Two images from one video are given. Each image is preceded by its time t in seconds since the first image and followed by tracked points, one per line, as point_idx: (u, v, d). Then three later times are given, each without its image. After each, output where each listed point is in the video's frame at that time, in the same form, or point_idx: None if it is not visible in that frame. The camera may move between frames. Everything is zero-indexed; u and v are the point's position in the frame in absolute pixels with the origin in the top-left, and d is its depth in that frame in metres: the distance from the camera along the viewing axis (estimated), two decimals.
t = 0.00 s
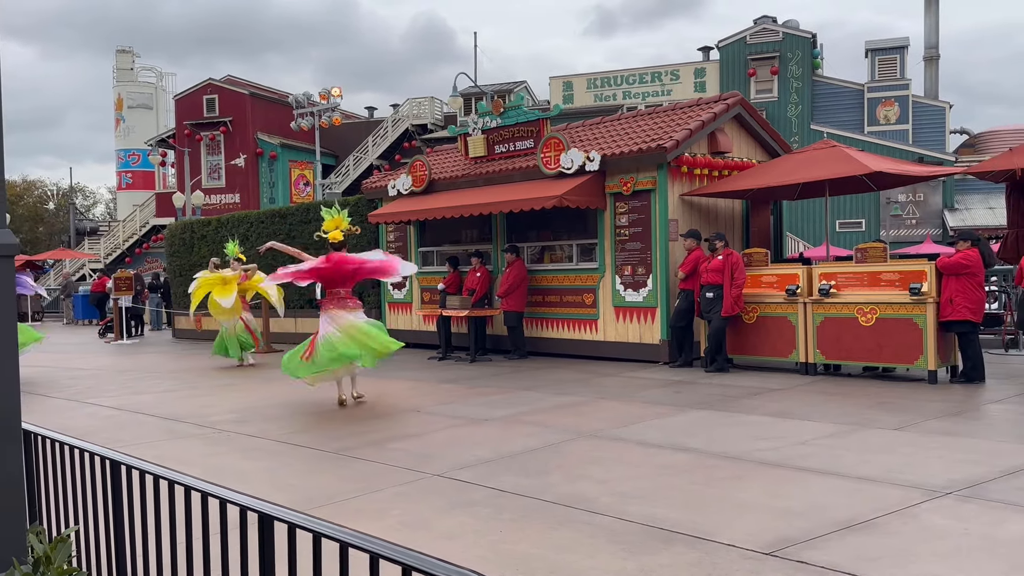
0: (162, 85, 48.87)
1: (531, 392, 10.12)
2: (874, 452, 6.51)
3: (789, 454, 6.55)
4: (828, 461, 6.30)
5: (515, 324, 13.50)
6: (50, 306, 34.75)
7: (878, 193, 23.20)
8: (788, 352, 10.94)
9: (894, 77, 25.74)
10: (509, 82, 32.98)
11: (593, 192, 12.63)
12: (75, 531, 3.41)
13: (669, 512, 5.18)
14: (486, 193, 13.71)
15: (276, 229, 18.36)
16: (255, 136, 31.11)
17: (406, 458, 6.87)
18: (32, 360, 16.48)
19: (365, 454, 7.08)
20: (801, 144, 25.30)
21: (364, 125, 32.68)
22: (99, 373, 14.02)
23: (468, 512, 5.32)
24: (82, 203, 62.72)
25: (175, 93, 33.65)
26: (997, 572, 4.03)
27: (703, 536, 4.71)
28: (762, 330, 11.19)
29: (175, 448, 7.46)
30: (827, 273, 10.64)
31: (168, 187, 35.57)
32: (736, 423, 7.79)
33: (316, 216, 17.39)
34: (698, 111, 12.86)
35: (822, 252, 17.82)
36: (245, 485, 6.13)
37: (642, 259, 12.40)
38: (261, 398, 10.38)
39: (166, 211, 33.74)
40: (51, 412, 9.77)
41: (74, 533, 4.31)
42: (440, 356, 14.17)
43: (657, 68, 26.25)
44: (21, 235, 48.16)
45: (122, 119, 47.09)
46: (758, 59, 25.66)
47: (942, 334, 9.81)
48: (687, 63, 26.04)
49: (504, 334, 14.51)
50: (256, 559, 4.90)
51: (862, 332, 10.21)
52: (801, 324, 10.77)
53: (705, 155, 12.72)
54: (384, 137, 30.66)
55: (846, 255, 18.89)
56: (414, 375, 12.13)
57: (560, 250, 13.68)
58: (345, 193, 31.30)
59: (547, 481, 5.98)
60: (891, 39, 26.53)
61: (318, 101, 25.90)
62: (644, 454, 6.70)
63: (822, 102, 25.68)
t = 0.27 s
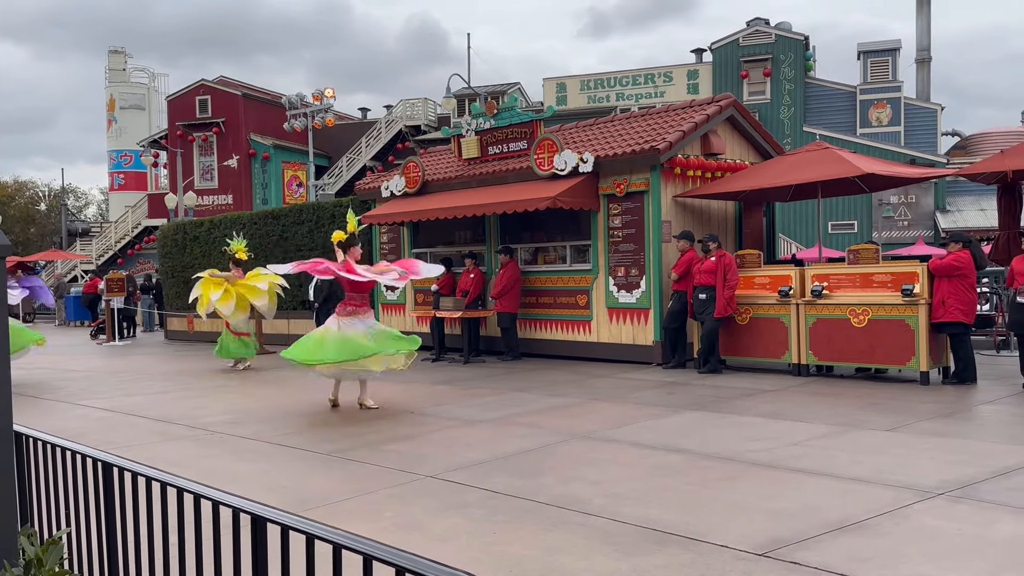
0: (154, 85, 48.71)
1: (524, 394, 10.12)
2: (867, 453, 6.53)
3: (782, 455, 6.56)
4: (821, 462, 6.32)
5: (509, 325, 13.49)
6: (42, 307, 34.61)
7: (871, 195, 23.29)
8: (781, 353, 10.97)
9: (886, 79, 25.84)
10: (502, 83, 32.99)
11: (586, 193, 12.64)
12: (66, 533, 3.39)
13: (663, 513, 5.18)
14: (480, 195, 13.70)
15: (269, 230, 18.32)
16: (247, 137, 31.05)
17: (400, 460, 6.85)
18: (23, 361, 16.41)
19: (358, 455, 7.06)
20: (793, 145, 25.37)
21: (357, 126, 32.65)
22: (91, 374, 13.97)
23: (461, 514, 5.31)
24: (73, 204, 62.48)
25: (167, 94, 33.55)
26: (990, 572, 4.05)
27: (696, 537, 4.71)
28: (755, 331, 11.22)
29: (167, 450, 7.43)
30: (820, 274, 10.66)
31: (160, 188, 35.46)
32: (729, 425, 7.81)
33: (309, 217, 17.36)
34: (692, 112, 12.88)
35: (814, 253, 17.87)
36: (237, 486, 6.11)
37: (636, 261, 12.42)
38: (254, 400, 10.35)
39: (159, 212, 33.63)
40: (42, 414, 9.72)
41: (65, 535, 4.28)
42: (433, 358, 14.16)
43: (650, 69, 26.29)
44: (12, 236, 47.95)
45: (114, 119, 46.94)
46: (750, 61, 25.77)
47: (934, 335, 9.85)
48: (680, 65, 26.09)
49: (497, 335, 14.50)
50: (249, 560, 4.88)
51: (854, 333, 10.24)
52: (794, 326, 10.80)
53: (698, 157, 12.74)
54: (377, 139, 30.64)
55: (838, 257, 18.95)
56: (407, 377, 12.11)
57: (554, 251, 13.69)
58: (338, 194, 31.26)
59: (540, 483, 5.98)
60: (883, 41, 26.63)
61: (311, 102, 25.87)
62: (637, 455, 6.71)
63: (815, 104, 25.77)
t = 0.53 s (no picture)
0: (148, 86, 48.59)
1: (519, 395, 10.12)
2: (861, 454, 6.55)
3: (776, 456, 6.58)
4: (815, 462, 6.33)
5: (503, 326, 13.49)
6: (34, 308, 34.50)
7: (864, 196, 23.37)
8: (776, 354, 10.99)
9: (880, 81, 25.92)
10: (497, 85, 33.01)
11: (581, 195, 12.64)
12: (59, 535, 3.39)
13: (657, 514, 5.19)
14: (474, 196, 13.70)
15: (263, 231, 18.29)
16: (241, 137, 31.00)
17: (394, 461, 6.85)
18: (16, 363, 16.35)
19: (353, 457, 7.05)
20: (787, 147, 25.44)
21: (352, 127, 32.62)
22: (85, 375, 13.93)
23: (456, 515, 5.31)
24: (67, 205, 62.28)
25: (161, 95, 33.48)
26: (983, 572, 4.07)
27: (691, 538, 4.72)
28: (749, 332, 11.25)
29: (161, 452, 7.42)
30: (813, 275, 10.69)
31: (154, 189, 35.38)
32: (723, 425, 7.82)
33: (303, 218, 17.34)
34: (686, 114, 12.91)
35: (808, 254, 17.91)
36: (231, 488, 6.10)
37: (630, 262, 12.43)
38: (248, 402, 10.33)
39: (152, 213, 33.56)
40: (35, 416, 9.68)
41: (57, 537, 4.27)
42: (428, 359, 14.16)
43: (644, 71, 26.31)
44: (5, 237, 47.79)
45: (108, 120, 46.83)
46: (744, 63, 25.86)
47: (928, 336, 9.88)
48: (674, 67, 26.13)
49: (492, 336, 14.50)
50: (243, 562, 4.87)
51: (848, 334, 10.27)
52: (788, 327, 10.83)
53: (692, 158, 12.76)
54: (372, 139, 30.62)
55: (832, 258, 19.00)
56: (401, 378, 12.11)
57: (548, 252, 13.70)
58: (333, 195, 31.24)
59: (535, 484, 5.98)
60: (877, 43, 26.72)
61: (305, 103, 25.84)
62: (632, 456, 6.71)
63: (809, 105, 25.84)
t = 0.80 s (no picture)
0: (143, 86, 48.46)
1: (514, 396, 10.12)
2: (856, 454, 6.57)
3: (772, 456, 6.59)
4: (810, 463, 6.35)
5: (499, 327, 13.49)
6: (28, 309, 34.38)
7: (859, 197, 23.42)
8: (770, 355, 11.01)
9: (875, 82, 25.99)
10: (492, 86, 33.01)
11: (576, 195, 12.65)
12: (54, 537, 3.38)
13: (652, 515, 5.19)
14: (470, 197, 13.69)
15: (258, 232, 18.26)
16: (236, 138, 30.95)
17: (390, 462, 6.84)
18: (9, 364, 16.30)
19: (348, 458, 7.04)
20: (782, 148, 25.49)
21: (347, 128, 32.60)
22: (79, 376, 13.90)
23: (452, 516, 5.31)
24: (61, 206, 62.09)
25: (156, 95, 33.41)
26: (976, 572, 4.09)
27: (686, 538, 4.73)
28: (744, 332, 11.27)
29: (155, 453, 7.40)
30: (808, 276, 10.71)
31: (149, 189, 35.30)
32: (719, 426, 7.84)
33: (299, 218, 17.32)
34: (681, 115, 12.93)
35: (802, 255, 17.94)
36: (226, 489, 6.09)
37: (626, 263, 12.45)
38: (243, 403, 10.32)
39: (147, 214, 33.48)
40: (29, 417, 9.65)
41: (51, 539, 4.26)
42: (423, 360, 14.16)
43: (640, 72, 26.31)
44: None
45: (102, 120, 46.71)
46: (739, 64, 25.93)
47: (922, 337, 9.90)
48: (669, 68, 26.17)
49: (488, 337, 14.50)
50: (238, 563, 4.87)
51: (843, 335, 10.30)
52: (783, 327, 10.85)
53: (688, 159, 12.78)
54: (367, 140, 30.60)
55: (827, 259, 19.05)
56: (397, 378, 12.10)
57: (544, 253, 13.71)
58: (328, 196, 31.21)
59: (531, 484, 5.99)
60: (871, 45, 26.79)
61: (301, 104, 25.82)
62: (627, 457, 6.72)
63: (803, 106, 25.89)
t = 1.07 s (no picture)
0: (137, 87, 48.35)
1: (510, 396, 10.12)
2: (851, 454, 6.58)
3: (768, 456, 6.59)
4: (805, 463, 6.36)
5: (494, 327, 13.49)
6: (22, 310, 34.28)
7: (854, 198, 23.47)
8: (766, 355, 11.03)
9: (870, 83, 26.05)
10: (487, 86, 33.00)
11: (571, 196, 12.65)
12: (47, 538, 3.37)
13: (648, 515, 5.20)
14: (466, 197, 13.69)
15: (253, 232, 18.23)
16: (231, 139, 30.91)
17: (386, 463, 6.84)
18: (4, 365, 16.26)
19: (344, 459, 7.03)
20: (777, 149, 25.54)
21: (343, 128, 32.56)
22: (73, 377, 13.87)
23: (448, 517, 5.31)
24: (56, 206, 61.94)
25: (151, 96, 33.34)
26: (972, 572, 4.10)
27: (682, 538, 4.73)
28: (740, 332, 11.29)
29: (150, 454, 7.38)
30: (804, 276, 10.74)
31: (144, 190, 35.23)
32: (714, 426, 7.84)
33: (294, 219, 17.31)
34: (676, 116, 12.94)
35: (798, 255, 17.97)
36: (222, 490, 6.08)
37: (621, 263, 12.46)
38: (239, 403, 10.31)
39: (142, 214, 33.41)
40: (23, 418, 9.62)
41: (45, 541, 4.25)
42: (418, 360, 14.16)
43: (635, 73, 26.31)
44: None
45: (97, 121, 46.61)
46: (734, 65, 25.98)
47: (917, 337, 9.92)
48: (664, 68, 26.20)
49: (483, 337, 14.50)
50: (233, 564, 4.86)
51: (838, 335, 10.31)
52: (778, 328, 10.87)
53: (683, 160, 12.80)
54: (363, 141, 30.57)
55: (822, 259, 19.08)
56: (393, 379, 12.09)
57: (539, 253, 13.72)
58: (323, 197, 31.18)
59: (527, 485, 5.99)
60: (866, 45, 26.84)
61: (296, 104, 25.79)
62: (623, 457, 6.73)
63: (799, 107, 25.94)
